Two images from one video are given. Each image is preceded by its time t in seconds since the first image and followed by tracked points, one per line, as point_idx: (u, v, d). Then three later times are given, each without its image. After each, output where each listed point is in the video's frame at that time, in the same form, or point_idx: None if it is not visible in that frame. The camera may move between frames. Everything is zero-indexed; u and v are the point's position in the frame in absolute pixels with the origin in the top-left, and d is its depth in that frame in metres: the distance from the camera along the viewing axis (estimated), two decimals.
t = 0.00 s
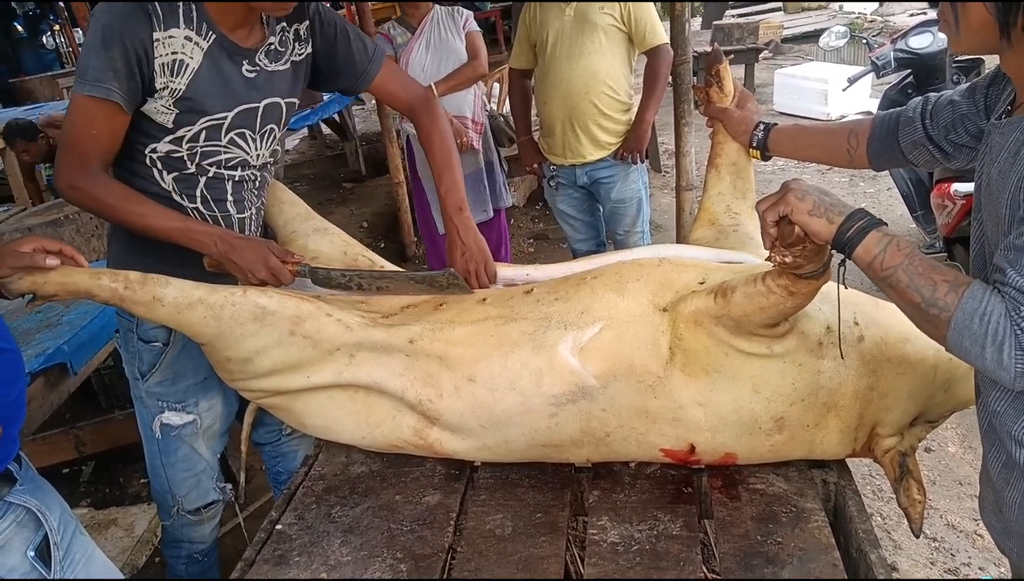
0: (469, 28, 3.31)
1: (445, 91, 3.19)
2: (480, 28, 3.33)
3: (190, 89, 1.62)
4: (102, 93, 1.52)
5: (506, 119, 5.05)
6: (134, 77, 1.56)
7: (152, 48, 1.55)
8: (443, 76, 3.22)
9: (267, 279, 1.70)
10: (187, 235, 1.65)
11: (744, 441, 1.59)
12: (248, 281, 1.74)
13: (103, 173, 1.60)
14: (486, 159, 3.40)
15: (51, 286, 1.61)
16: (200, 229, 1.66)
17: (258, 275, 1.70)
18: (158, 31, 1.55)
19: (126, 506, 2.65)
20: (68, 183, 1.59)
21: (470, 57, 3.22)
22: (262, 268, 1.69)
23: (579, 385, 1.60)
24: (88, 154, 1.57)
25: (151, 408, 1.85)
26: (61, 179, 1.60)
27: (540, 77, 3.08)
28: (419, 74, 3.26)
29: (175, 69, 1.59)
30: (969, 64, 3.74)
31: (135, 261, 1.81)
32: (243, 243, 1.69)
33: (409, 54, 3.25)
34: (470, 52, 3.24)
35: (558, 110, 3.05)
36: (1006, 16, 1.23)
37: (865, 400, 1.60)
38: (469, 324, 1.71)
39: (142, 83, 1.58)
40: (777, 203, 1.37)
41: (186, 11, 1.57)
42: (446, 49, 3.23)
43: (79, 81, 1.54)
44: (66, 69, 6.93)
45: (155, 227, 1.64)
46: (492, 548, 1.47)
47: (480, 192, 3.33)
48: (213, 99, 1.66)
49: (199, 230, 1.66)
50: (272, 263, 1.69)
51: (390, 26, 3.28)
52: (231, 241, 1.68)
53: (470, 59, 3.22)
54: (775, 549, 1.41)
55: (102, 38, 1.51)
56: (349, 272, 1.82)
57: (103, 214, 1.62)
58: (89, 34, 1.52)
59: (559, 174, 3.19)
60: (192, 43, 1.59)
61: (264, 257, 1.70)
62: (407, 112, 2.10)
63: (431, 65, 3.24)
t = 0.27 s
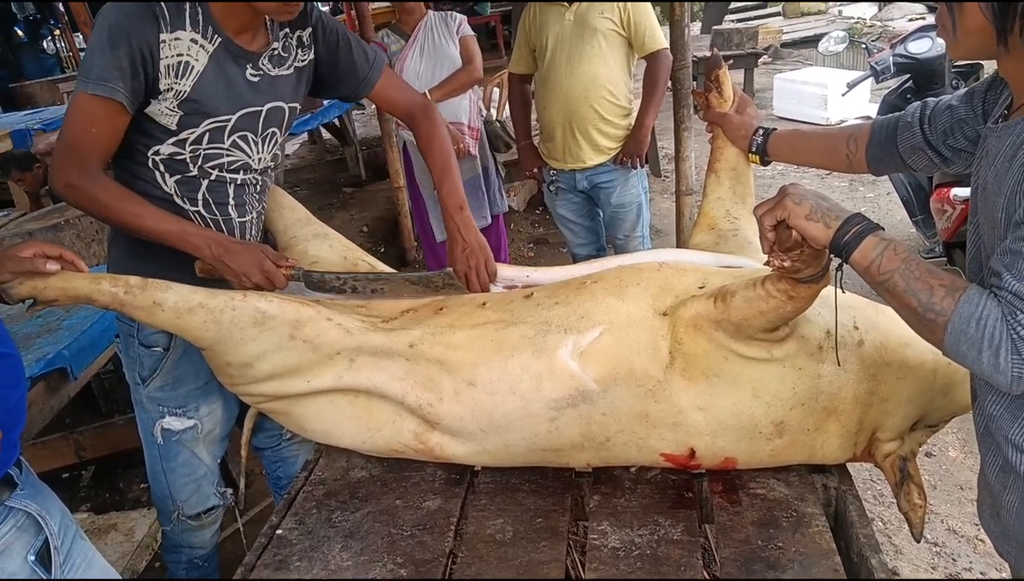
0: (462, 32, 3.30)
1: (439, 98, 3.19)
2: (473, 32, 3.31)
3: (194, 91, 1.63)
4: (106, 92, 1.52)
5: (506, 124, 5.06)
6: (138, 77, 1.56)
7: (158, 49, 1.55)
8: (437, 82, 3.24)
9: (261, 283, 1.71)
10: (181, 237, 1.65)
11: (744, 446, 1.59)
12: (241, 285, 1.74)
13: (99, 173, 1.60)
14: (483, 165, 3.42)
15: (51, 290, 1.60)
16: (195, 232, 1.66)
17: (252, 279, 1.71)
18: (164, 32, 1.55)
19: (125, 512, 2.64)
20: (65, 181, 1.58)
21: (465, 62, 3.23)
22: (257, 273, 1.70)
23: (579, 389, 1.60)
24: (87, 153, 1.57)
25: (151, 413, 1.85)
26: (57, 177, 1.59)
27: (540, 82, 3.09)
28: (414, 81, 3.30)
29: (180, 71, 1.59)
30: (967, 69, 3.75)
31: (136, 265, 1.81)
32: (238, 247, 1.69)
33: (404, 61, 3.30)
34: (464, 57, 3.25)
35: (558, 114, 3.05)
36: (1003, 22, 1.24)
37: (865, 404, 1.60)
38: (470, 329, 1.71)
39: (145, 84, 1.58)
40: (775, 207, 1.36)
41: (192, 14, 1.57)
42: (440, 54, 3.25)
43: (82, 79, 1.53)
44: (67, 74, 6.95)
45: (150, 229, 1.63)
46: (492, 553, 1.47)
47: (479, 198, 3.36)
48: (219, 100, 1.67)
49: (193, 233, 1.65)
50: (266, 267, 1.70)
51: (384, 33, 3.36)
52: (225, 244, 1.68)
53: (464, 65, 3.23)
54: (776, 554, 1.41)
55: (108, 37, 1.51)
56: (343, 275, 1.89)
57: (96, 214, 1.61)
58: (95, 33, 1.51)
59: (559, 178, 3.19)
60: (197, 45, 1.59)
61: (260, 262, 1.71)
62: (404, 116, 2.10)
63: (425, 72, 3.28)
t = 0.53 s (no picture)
0: (465, 39, 3.32)
1: (445, 105, 3.20)
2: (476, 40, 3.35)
3: (205, 98, 1.64)
4: (121, 97, 1.53)
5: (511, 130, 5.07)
6: (151, 83, 1.58)
7: (170, 55, 1.57)
8: (441, 90, 3.25)
9: (271, 292, 1.75)
10: (191, 245, 1.66)
11: (751, 452, 1.58)
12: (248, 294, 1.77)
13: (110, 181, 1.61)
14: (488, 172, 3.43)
15: (60, 297, 1.62)
16: (205, 240, 1.67)
17: (262, 288, 1.74)
18: (176, 39, 1.57)
19: (132, 518, 2.65)
20: (75, 189, 1.59)
21: (468, 69, 3.25)
22: (268, 282, 1.73)
23: (585, 396, 1.60)
24: (98, 160, 1.58)
25: (159, 419, 1.86)
26: (68, 183, 1.60)
27: (545, 88, 3.10)
28: (418, 90, 3.31)
29: (191, 77, 1.61)
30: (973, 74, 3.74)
31: (144, 271, 1.82)
32: (249, 257, 1.72)
33: (407, 69, 3.32)
34: (467, 65, 3.27)
35: (563, 120, 3.06)
36: (1008, 29, 1.24)
37: (872, 410, 1.60)
38: (476, 335, 1.71)
39: (157, 90, 1.60)
40: (781, 214, 1.36)
41: (203, 22, 1.59)
42: (444, 62, 3.27)
43: (95, 85, 1.55)
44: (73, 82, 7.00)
45: (159, 237, 1.64)
46: (498, 559, 1.47)
47: (485, 204, 3.37)
48: (228, 107, 1.68)
49: (203, 241, 1.67)
50: (277, 278, 1.74)
51: (386, 41, 3.37)
52: (235, 253, 1.70)
53: (468, 71, 3.26)
54: (783, 561, 1.41)
55: (121, 43, 1.53)
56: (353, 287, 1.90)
57: (105, 221, 1.61)
58: (109, 39, 1.53)
59: (564, 185, 3.20)
60: (208, 53, 1.61)
61: (271, 271, 1.75)
62: (410, 125, 2.11)
63: (429, 80, 3.29)
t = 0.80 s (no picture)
0: (470, 49, 3.33)
1: (450, 114, 3.22)
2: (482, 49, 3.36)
3: (215, 106, 1.66)
4: (134, 104, 1.55)
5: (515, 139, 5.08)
6: (164, 91, 1.60)
7: (182, 63, 1.60)
8: (448, 99, 3.26)
9: (288, 300, 1.74)
10: (207, 253, 1.65)
11: (756, 460, 1.58)
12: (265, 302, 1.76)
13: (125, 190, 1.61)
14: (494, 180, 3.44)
15: (68, 305, 1.63)
16: (220, 247, 1.67)
17: (278, 296, 1.73)
18: (188, 47, 1.61)
19: (137, 526, 2.65)
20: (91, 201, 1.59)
21: (473, 78, 3.27)
22: (284, 289, 1.73)
23: (590, 404, 1.61)
24: (113, 169, 1.59)
25: (164, 427, 1.86)
26: (84, 195, 1.60)
27: (550, 97, 3.11)
28: (424, 99, 3.32)
29: (202, 85, 1.63)
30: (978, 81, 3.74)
31: (150, 279, 1.83)
32: (265, 264, 1.72)
33: (413, 78, 3.33)
34: (472, 73, 3.28)
35: (568, 128, 3.07)
36: (1013, 36, 1.24)
37: (877, 418, 1.60)
38: (480, 343, 1.71)
39: (170, 98, 1.62)
40: (786, 222, 1.37)
41: (214, 31, 1.63)
42: (449, 71, 3.29)
43: (109, 94, 1.57)
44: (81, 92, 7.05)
45: (175, 244, 1.63)
46: (503, 567, 1.47)
47: (490, 212, 3.38)
48: (236, 115, 1.69)
49: (219, 248, 1.66)
50: (294, 285, 1.74)
51: (392, 51, 3.38)
52: (251, 259, 1.70)
53: (474, 80, 3.27)
54: (788, 570, 1.40)
55: (134, 52, 1.56)
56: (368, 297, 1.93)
57: (121, 230, 1.61)
58: (122, 48, 1.57)
59: (569, 193, 3.20)
60: (218, 61, 1.63)
61: (286, 279, 1.74)
62: (416, 135, 2.12)
63: (435, 89, 3.31)
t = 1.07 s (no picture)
0: (469, 63, 3.36)
1: (450, 128, 3.23)
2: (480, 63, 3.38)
3: (215, 120, 1.66)
4: (142, 119, 1.55)
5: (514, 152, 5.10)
6: (168, 106, 1.60)
7: (183, 77, 1.61)
8: (448, 113, 3.28)
9: (304, 311, 1.76)
10: (226, 266, 1.67)
11: (754, 473, 1.58)
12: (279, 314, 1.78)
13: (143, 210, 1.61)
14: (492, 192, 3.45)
15: (67, 319, 1.63)
16: (239, 260, 1.68)
17: (296, 308, 1.75)
18: (188, 61, 1.62)
19: (135, 540, 2.64)
20: (110, 220, 1.59)
21: (472, 92, 3.29)
22: (301, 301, 1.75)
23: (588, 418, 1.61)
24: (129, 186, 1.59)
25: (161, 442, 1.85)
26: (102, 217, 1.60)
27: (548, 110, 3.13)
28: (424, 112, 3.35)
29: (202, 100, 1.64)
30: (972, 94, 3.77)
31: (146, 293, 1.83)
32: (280, 275, 1.74)
33: (412, 93, 3.35)
34: (472, 87, 3.31)
35: (565, 141, 3.08)
36: (1006, 51, 1.25)
37: (875, 432, 1.60)
38: (479, 356, 1.71)
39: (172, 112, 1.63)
40: (782, 237, 1.37)
41: (214, 46, 1.64)
42: (448, 85, 3.30)
43: (115, 110, 1.56)
44: (80, 107, 7.09)
45: (195, 260, 1.64)
46: None
47: (490, 224, 3.38)
48: (235, 129, 1.70)
49: (238, 262, 1.68)
50: (309, 295, 1.76)
51: (391, 65, 3.39)
52: (269, 271, 1.72)
53: (473, 93, 3.29)
54: None
55: (138, 67, 1.56)
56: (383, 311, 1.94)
57: (143, 251, 1.61)
58: (126, 63, 1.57)
59: (567, 206, 3.22)
60: (218, 76, 1.64)
61: (304, 292, 1.76)
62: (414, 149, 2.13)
63: (434, 103, 3.33)
